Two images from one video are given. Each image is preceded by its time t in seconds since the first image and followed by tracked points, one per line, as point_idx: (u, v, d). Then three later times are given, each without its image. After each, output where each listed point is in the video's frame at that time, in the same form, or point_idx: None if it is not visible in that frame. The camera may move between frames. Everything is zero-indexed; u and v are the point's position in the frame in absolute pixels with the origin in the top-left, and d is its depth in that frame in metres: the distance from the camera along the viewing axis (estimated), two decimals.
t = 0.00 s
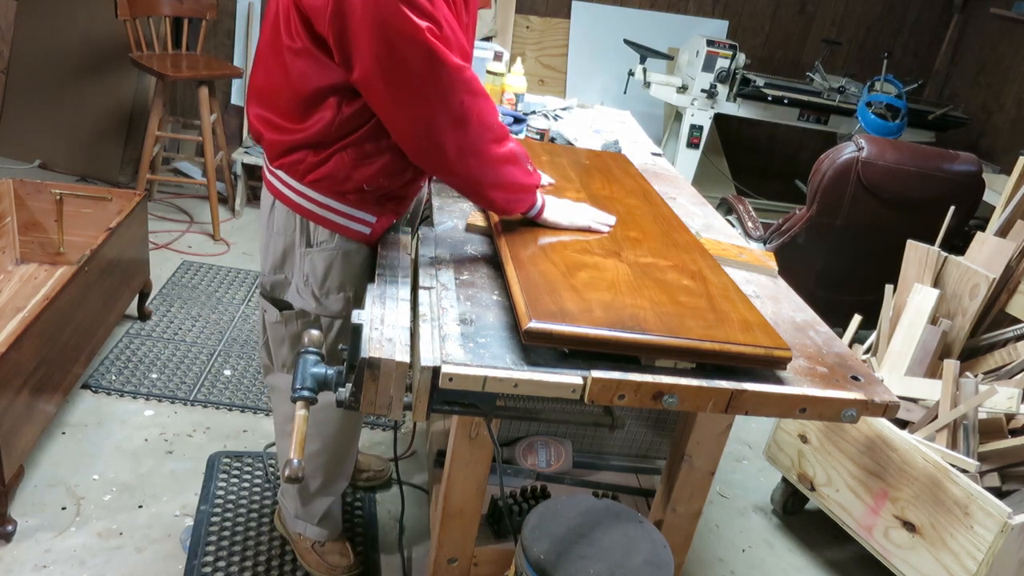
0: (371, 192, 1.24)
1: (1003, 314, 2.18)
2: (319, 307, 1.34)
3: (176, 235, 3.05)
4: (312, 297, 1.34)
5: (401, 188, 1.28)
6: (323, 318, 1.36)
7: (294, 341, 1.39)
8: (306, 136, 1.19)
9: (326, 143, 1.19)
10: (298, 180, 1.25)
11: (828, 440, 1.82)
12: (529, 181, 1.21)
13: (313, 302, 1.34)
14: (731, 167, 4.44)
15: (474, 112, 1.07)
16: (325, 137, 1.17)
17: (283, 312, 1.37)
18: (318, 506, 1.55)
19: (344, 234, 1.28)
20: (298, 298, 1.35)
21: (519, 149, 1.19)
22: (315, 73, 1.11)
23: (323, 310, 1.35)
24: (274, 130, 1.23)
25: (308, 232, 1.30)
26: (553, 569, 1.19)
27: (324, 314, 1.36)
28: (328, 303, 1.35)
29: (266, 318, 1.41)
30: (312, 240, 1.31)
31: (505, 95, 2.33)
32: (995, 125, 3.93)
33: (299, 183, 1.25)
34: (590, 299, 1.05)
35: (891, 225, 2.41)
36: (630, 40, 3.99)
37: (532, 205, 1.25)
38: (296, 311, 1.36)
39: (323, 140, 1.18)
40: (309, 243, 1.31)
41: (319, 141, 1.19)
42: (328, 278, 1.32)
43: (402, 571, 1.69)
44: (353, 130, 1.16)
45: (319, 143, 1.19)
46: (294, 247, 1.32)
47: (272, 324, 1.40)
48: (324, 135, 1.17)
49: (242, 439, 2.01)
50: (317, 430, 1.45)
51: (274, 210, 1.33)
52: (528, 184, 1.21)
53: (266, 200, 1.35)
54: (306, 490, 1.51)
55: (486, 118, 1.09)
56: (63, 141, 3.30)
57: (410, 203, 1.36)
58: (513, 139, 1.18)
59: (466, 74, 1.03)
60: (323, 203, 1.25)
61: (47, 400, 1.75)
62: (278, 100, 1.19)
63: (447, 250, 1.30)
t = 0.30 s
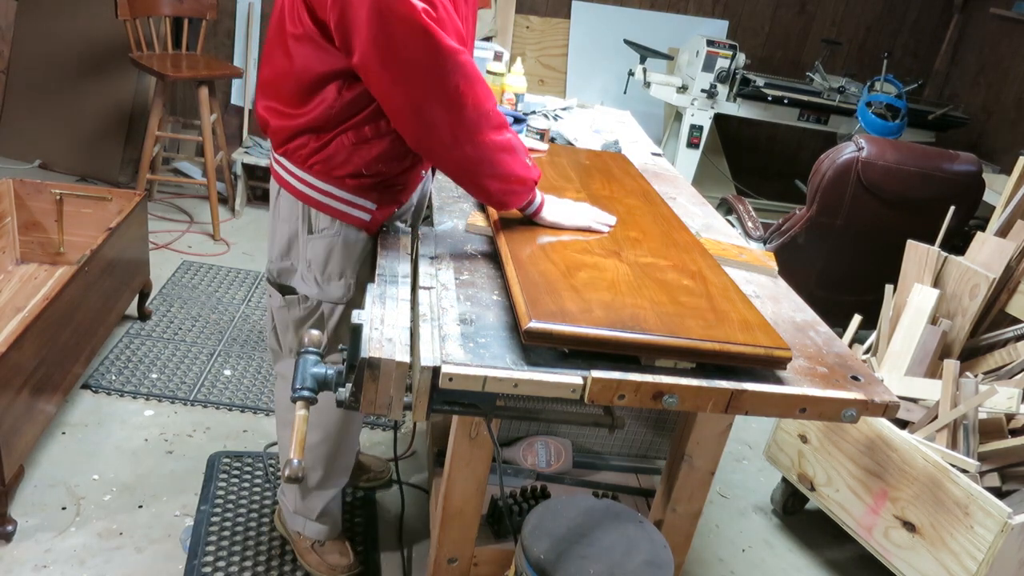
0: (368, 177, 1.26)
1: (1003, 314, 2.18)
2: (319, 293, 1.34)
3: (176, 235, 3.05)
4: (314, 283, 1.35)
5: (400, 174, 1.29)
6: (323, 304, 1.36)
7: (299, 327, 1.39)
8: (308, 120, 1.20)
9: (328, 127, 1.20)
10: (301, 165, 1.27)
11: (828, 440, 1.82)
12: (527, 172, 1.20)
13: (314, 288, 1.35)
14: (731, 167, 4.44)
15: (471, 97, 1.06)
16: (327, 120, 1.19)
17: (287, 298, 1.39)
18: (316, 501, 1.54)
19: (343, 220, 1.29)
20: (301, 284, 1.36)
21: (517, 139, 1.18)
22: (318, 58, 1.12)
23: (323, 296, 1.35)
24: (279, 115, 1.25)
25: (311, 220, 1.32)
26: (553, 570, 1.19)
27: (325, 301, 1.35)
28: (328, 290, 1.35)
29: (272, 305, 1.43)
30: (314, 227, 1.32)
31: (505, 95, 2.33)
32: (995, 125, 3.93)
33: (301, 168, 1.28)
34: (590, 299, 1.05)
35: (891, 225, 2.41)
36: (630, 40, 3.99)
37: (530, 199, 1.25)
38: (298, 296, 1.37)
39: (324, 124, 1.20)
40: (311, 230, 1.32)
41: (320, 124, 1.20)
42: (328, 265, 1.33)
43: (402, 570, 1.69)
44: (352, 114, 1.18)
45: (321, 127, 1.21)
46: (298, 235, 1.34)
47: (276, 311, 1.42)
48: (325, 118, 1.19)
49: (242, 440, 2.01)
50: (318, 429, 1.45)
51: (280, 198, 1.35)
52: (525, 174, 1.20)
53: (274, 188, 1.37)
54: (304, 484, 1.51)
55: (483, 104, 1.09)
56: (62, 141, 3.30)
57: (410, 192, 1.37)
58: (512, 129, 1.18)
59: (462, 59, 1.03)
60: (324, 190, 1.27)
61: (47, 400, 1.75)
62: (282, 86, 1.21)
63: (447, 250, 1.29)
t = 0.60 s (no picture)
0: (378, 169, 1.27)
1: (1003, 315, 2.18)
2: (331, 286, 1.35)
3: (176, 235, 3.05)
4: (325, 277, 1.35)
5: (409, 164, 1.30)
6: (334, 297, 1.37)
7: (309, 321, 1.39)
8: (317, 115, 1.21)
9: (337, 122, 1.21)
10: (311, 161, 1.28)
11: (828, 440, 1.82)
12: (519, 167, 1.19)
13: (325, 281, 1.35)
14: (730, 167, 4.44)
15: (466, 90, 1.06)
16: (336, 113, 1.20)
17: (297, 292, 1.38)
18: (318, 498, 1.55)
19: (355, 212, 1.30)
20: (312, 278, 1.36)
21: (512, 134, 1.18)
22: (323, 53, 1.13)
23: (334, 289, 1.35)
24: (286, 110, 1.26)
25: (321, 214, 1.32)
26: (553, 570, 1.19)
27: (336, 295, 1.36)
28: (340, 282, 1.35)
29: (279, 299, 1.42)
30: (325, 221, 1.32)
31: (506, 94, 2.33)
32: (995, 125, 3.93)
33: (311, 163, 1.28)
34: (590, 299, 1.05)
35: (891, 225, 2.41)
36: (630, 40, 3.99)
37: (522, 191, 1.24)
38: (308, 290, 1.36)
39: (333, 118, 1.21)
40: (322, 224, 1.32)
41: (329, 119, 1.21)
42: (340, 258, 1.34)
43: (402, 570, 1.69)
44: (363, 106, 1.19)
45: (331, 122, 1.22)
46: (308, 229, 1.34)
47: (286, 306, 1.40)
48: (334, 111, 1.20)
49: (242, 440, 2.01)
50: (319, 428, 1.46)
51: (289, 193, 1.34)
52: (517, 168, 1.19)
53: (282, 185, 1.37)
54: (306, 481, 1.51)
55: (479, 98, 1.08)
56: (62, 141, 3.30)
57: (420, 185, 1.37)
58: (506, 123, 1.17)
59: (460, 49, 1.03)
60: (334, 184, 1.28)
61: (47, 400, 1.75)
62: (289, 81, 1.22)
63: (446, 249, 1.29)
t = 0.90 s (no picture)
0: (376, 169, 1.27)
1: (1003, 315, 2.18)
2: (329, 284, 1.35)
3: (176, 235, 3.05)
4: (324, 274, 1.35)
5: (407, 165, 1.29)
6: (334, 295, 1.37)
7: (310, 319, 1.40)
8: (306, 114, 1.22)
9: (330, 123, 1.23)
10: (309, 160, 1.28)
11: (828, 440, 1.82)
12: (476, 176, 1.15)
13: (324, 279, 1.35)
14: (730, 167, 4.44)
15: (420, 88, 1.05)
16: (326, 113, 1.21)
17: (298, 289, 1.39)
18: (319, 497, 1.55)
19: (355, 210, 1.30)
20: (312, 276, 1.37)
21: (473, 143, 1.15)
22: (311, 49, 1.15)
23: (333, 286, 1.35)
24: (279, 111, 1.27)
25: (322, 212, 1.32)
26: (554, 570, 1.19)
27: (335, 292, 1.36)
28: (338, 280, 1.35)
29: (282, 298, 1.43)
30: (325, 219, 1.33)
31: (506, 94, 2.33)
32: (995, 125, 3.93)
33: (310, 162, 1.29)
34: (590, 299, 1.05)
35: (891, 225, 2.41)
36: (630, 40, 3.99)
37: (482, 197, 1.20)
38: (309, 287, 1.37)
39: (325, 119, 1.22)
40: (322, 222, 1.33)
41: (321, 119, 1.22)
42: (338, 256, 1.34)
43: (403, 570, 1.69)
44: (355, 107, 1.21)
45: (323, 122, 1.23)
46: (310, 227, 1.35)
47: (287, 303, 1.42)
48: (324, 110, 1.21)
49: (242, 440, 2.01)
50: (319, 428, 1.46)
51: (293, 190, 1.36)
52: (473, 179, 1.15)
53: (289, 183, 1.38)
54: (306, 481, 1.52)
55: (434, 99, 1.07)
56: (62, 141, 3.30)
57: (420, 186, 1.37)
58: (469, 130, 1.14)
59: (422, 49, 1.03)
60: (334, 182, 1.28)
61: (47, 400, 1.75)
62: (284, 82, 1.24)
63: (446, 249, 1.29)
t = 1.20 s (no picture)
0: (369, 169, 1.27)
1: (1003, 315, 2.18)
2: (320, 282, 1.35)
3: (176, 235, 3.05)
4: (316, 272, 1.36)
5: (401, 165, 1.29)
6: (325, 292, 1.36)
7: (301, 316, 1.39)
8: (300, 114, 1.22)
9: (324, 121, 1.23)
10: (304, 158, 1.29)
11: (828, 440, 1.82)
12: (472, 188, 1.10)
13: (315, 277, 1.35)
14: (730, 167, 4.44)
15: (411, 93, 1.04)
16: (320, 113, 1.22)
17: (289, 285, 1.39)
18: (315, 496, 1.54)
19: (346, 209, 1.30)
20: (304, 273, 1.37)
21: (470, 154, 1.11)
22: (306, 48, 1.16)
23: (324, 284, 1.35)
24: (274, 110, 1.27)
25: (314, 209, 1.33)
26: (553, 569, 1.19)
27: (326, 290, 1.35)
28: (329, 278, 1.35)
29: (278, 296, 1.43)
30: (317, 217, 1.33)
31: (506, 94, 2.33)
32: (995, 125, 3.93)
33: (305, 160, 1.29)
34: (590, 299, 1.05)
35: (892, 225, 2.41)
36: (630, 40, 3.99)
37: (483, 207, 1.13)
38: (300, 284, 1.38)
39: (319, 119, 1.23)
40: (315, 219, 1.33)
41: (315, 119, 1.23)
42: (330, 254, 1.34)
43: (402, 570, 1.69)
44: (349, 106, 1.21)
45: (316, 122, 1.23)
46: (303, 224, 1.36)
47: (280, 298, 1.42)
48: (318, 109, 1.21)
49: (243, 440, 2.01)
50: (319, 428, 1.46)
51: (288, 186, 1.37)
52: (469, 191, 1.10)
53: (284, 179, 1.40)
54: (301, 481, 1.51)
55: (425, 104, 1.05)
56: (62, 141, 3.30)
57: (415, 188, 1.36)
58: (467, 139, 1.10)
59: (413, 53, 1.02)
60: (327, 180, 1.28)
61: (47, 400, 1.75)
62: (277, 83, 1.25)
63: (447, 249, 1.29)
